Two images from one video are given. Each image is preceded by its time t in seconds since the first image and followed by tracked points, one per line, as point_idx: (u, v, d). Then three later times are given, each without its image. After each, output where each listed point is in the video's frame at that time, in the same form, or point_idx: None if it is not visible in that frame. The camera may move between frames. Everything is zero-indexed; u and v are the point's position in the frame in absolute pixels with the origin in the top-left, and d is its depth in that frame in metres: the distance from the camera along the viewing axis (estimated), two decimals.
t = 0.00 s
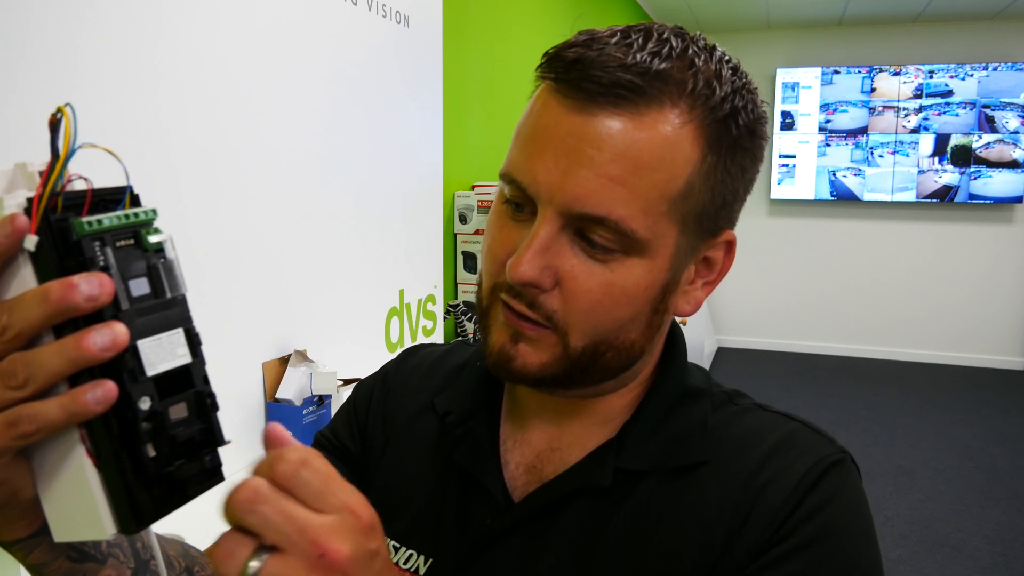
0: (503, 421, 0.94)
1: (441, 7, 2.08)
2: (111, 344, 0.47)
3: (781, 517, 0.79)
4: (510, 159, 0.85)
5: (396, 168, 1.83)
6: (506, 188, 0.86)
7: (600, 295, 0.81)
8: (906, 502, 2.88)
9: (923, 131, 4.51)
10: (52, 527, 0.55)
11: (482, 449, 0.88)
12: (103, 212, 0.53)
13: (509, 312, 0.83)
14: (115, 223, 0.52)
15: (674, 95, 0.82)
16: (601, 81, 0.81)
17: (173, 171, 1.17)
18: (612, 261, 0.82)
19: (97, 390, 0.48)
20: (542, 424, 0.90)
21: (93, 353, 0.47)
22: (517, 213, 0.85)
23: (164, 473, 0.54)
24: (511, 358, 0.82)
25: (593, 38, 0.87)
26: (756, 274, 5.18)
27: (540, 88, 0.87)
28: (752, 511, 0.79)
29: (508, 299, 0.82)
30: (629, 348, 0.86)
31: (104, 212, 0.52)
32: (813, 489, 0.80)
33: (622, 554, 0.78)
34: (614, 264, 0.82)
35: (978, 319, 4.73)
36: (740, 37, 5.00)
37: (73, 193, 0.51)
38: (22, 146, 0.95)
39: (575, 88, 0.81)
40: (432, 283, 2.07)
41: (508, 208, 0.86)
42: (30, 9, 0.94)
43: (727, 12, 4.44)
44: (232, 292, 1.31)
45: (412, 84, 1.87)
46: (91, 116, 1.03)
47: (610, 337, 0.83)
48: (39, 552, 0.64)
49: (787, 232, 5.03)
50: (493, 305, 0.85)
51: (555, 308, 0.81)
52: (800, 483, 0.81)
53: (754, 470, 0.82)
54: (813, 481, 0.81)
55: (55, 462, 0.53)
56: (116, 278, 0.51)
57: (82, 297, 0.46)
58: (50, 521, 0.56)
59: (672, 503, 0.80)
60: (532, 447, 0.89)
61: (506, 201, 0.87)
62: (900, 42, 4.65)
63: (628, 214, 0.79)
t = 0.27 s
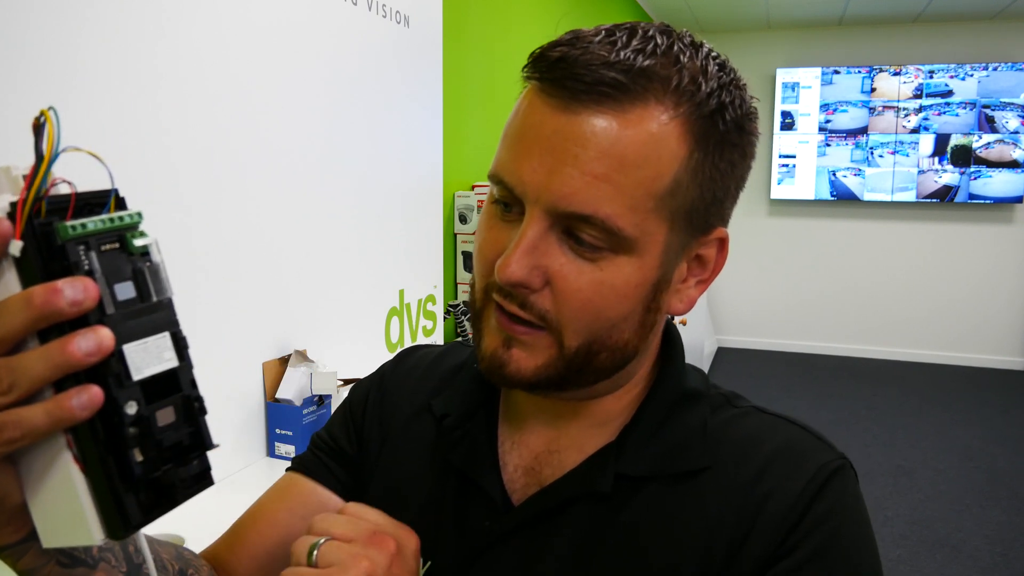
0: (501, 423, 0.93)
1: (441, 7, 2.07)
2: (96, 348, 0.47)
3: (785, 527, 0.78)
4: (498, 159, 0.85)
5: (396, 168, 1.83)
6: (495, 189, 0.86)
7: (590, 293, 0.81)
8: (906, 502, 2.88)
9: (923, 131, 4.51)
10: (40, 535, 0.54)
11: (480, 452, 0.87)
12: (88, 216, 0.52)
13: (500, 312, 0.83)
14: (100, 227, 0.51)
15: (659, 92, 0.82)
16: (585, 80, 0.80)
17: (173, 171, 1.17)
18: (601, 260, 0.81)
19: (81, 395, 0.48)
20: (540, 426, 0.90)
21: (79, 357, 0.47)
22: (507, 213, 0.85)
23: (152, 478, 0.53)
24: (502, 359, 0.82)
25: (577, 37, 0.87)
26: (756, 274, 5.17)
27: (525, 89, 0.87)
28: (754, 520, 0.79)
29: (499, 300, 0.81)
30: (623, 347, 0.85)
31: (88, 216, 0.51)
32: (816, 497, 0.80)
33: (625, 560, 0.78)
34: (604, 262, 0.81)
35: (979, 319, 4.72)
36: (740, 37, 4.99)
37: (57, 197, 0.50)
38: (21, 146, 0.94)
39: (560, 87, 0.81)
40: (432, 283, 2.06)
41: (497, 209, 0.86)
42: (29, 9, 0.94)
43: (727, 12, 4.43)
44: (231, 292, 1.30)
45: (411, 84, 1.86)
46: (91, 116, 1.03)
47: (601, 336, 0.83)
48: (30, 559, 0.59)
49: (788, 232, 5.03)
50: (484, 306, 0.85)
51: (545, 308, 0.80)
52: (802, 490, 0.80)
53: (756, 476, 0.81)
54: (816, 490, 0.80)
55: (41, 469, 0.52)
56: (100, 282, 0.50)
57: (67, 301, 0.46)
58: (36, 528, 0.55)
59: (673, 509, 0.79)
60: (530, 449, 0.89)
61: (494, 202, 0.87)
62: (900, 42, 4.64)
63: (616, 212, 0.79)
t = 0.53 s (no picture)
0: (498, 422, 0.94)
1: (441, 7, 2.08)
2: (93, 352, 0.47)
3: (779, 525, 0.79)
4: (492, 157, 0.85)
5: (396, 168, 1.83)
6: (489, 186, 0.86)
7: (584, 290, 0.81)
8: (906, 502, 2.88)
9: (923, 131, 4.51)
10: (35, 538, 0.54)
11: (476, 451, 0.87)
12: (85, 220, 0.52)
13: (495, 309, 0.83)
14: (96, 230, 0.52)
15: (651, 90, 0.82)
16: (579, 78, 0.81)
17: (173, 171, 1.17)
18: (595, 256, 0.81)
19: (77, 399, 0.47)
20: (536, 425, 0.90)
21: (75, 361, 0.46)
22: (502, 210, 0.85)
23: (147, 482, 0.53)
24: (498, 355, 0.82)
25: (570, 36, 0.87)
26: (756, 274, 5.18)
27: (520, 87, 0.87)
28: (748, 517, 0.79)
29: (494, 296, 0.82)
30: (618, 344, 0.85)
31: (85, 220, 0.52)
32: (810, 495, 0.80)
33: (622, 559, 0.78)
34: (598, 258, 0.81)
35: (978, 319, 4.73)
36: (740, 37, 4.99)
37: (54, 201, 0.51)
38: (21, 146, 0.95)
39: (554, 85, 0.82)
40: (432, 283, 2.06)
41: (492, 206, 0.86)
42: (30, 9, 0.94)
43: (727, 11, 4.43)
44: (231, 292, 1.31)
45: (412, 84, 1.87)
46: (90, 116, 1.03)
47: (596, 332, 0.83)
48: (25, 560, 0.59)
49: (787, 232, 5.03)
50: (479, 303, 0.85)
51: (540, 304, 0.81)
52: (797, 488, 0.81)
53: (751, 474, 0.82)
54: (810, 488, 0.81)
55: (37, 473, 0.52)
56: (96, 286, 0.50)
57: (62, 305, 0.46)
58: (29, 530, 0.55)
59: (668, 508, 0.80)
60: (526, 448, 0.89)
61: (489, 199, 0.87)
62: (900, 42, 4.64)
63: (609, 209, 0.79)
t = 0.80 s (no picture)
0: (498, 422, 0.94)
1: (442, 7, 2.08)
2: (89, 361, 0.47)
3: (770, 511, 0.79)
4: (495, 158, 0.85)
5: (396, 168, 1.83)
6: (492, 187, 0.86)
7: (587, 290, 0.81)
8: (906, 502, 2.88)
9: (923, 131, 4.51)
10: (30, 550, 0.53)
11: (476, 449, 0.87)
12: (82, 225, 0.51)
13: (498, 309, 0.83)
14: (94, 237, 0.51)
15: (653, 92, 0.83)
16: (581, 80, 0.81)
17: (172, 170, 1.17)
18: (597, 257, 0.82)
19: (74, 407, 0.47)
20: (536, 423, 0.90)
21: (71, 370, 0.46)
22: (504, 211, 0.85)
23: (143, 492, 0.52)
24: (501, 355, 0.82)
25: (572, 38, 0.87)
26: (756, 274, 5.18)
27: (522, 89, 0.87)
28: (740, 504, 0.79)
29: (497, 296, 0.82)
30: (620, 344, 0.86)
31: (82, 226, 0.51)
32: (803, 486, 0.80)
33: (618, 550, 0.78)
34: (600, 259, 0.82)
35: (978, 319, 4.73)
36: (740, 37, 5.00)
37: (51, 206, 0.50)
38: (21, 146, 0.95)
39: (557, 87, 0.82)
40: (432, 283, 2.07)
41: (494, 208, 0.86)
42: (30, 9, 0.94)
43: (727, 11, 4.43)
44: (231, 292, 1.31)
45: (412, 84, 1.87)
46: (91, 116, 1.03)
47: (598, 332, 0.83)
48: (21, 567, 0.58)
49: (788, 232, 5.03)
50: (482, 303, 0.85)
51: (542, 304, 0.81)
52: (789, 477, 0.81)
53: (745, 465, 0.82)
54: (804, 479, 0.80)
55: (32, 484, 0.51)
56: (94, 293, 0.50)
57: (59, 314, 0.46)
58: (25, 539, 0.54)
59: (662, 498, 0.80)
60: (526, 447, 0.89)
61: (492, 201, 0.87)
62: (900, 42, 4.64)
63: (611, 210, 0.80)
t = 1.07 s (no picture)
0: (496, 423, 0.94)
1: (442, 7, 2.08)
2: (89, 361, 0.47)
3: (781, 525, 0.79)
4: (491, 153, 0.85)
5: (396, 168, 1.83)
6: (488, 183, 0.86)
7: (583, 284, 0.81)
8: (906, 502, 2.88)
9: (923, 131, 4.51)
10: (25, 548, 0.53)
11: (476, 450, 0.87)
12: (82, 228, 0.51)
13: (494, 304, 0.83)
14: (95, 239, 0.51)
15: (649, 87, 0.83)
16: (577, 74, 0.81)
17: (173, 170, 1.17)
18: (594, 251, 0.81)
19: (71, 408, 0.47)
20: (534, 423, 0.90)
21: (70, 370, 0.46)
22: (500, 206, 0.85)
23: (140, 491, 0.52)
24: (498, 350, 0.82)
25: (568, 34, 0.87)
26: (756, 274, 5.18)
27: (518, 85, 0.87)
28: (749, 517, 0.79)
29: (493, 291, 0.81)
30: (616, 339, 0.85)
31: (82, 228, 0.51)
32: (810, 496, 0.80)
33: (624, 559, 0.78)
34: (596, 253, 0.81)
35: (979, 319, 4.73)
36: (740, 37, 5.00)
37: (53, 208, 0.50)
38: (21, 146, 0.94)
39: (553, 81, 0.82)
40: (432, 283, 2.07)
41: (490, 203, 0.86)
42: (29, 9, 0.94)
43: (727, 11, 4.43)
44: (231, 292, 1.30)
45: (412, 84, 1.87)
46: (90, 116, 1.03)
47: (594, 327, 0.83)
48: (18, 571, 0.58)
49: (788, 232, 5.03)
50: (478, 298, 0.85)
51: (539, 298, 0.80)
52: (797, 487, 0.81)
53: (751, 474, 0.82)
54: (810, 488, 0.81)
55: (29, 482, 0.51)
56: (92, 295, 0.50)
57: (57, 313, 0.46)
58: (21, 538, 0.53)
59: (669, 508, 0.80)
60: (525, 447, 0.89)
61: (488, 196, 0.87)
62: (900, 42, 4.64)
63: (608, 203, 0.80)
